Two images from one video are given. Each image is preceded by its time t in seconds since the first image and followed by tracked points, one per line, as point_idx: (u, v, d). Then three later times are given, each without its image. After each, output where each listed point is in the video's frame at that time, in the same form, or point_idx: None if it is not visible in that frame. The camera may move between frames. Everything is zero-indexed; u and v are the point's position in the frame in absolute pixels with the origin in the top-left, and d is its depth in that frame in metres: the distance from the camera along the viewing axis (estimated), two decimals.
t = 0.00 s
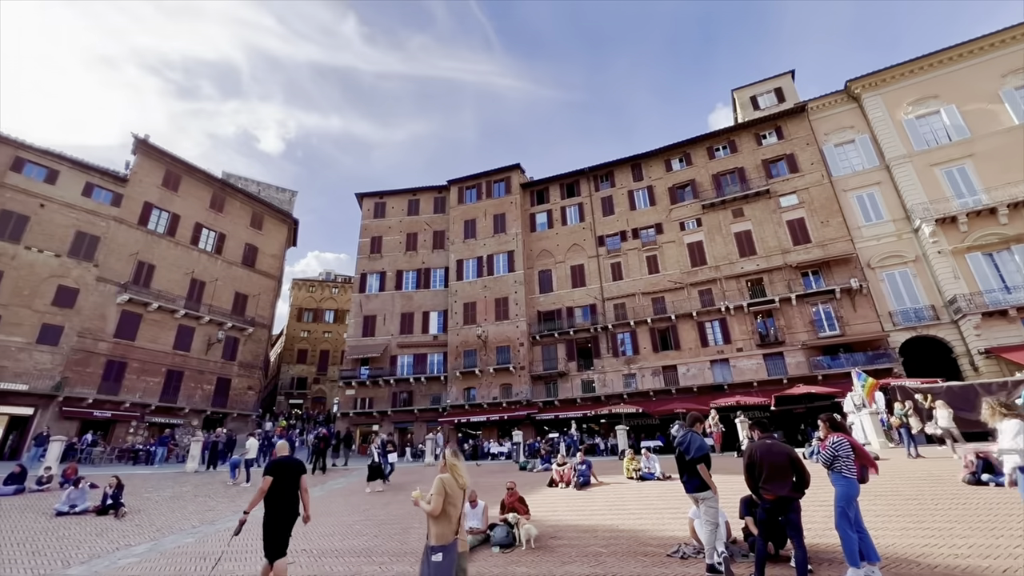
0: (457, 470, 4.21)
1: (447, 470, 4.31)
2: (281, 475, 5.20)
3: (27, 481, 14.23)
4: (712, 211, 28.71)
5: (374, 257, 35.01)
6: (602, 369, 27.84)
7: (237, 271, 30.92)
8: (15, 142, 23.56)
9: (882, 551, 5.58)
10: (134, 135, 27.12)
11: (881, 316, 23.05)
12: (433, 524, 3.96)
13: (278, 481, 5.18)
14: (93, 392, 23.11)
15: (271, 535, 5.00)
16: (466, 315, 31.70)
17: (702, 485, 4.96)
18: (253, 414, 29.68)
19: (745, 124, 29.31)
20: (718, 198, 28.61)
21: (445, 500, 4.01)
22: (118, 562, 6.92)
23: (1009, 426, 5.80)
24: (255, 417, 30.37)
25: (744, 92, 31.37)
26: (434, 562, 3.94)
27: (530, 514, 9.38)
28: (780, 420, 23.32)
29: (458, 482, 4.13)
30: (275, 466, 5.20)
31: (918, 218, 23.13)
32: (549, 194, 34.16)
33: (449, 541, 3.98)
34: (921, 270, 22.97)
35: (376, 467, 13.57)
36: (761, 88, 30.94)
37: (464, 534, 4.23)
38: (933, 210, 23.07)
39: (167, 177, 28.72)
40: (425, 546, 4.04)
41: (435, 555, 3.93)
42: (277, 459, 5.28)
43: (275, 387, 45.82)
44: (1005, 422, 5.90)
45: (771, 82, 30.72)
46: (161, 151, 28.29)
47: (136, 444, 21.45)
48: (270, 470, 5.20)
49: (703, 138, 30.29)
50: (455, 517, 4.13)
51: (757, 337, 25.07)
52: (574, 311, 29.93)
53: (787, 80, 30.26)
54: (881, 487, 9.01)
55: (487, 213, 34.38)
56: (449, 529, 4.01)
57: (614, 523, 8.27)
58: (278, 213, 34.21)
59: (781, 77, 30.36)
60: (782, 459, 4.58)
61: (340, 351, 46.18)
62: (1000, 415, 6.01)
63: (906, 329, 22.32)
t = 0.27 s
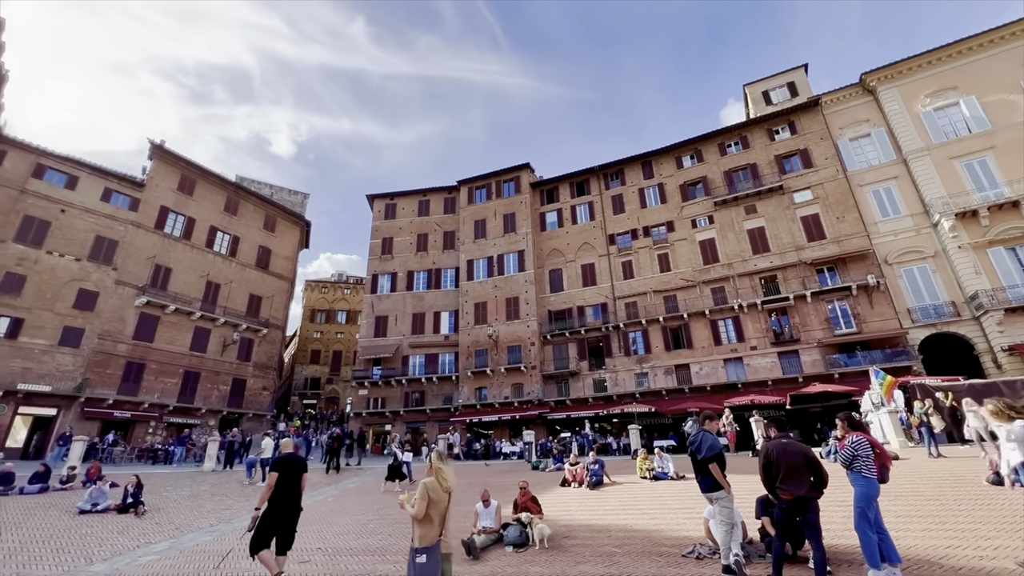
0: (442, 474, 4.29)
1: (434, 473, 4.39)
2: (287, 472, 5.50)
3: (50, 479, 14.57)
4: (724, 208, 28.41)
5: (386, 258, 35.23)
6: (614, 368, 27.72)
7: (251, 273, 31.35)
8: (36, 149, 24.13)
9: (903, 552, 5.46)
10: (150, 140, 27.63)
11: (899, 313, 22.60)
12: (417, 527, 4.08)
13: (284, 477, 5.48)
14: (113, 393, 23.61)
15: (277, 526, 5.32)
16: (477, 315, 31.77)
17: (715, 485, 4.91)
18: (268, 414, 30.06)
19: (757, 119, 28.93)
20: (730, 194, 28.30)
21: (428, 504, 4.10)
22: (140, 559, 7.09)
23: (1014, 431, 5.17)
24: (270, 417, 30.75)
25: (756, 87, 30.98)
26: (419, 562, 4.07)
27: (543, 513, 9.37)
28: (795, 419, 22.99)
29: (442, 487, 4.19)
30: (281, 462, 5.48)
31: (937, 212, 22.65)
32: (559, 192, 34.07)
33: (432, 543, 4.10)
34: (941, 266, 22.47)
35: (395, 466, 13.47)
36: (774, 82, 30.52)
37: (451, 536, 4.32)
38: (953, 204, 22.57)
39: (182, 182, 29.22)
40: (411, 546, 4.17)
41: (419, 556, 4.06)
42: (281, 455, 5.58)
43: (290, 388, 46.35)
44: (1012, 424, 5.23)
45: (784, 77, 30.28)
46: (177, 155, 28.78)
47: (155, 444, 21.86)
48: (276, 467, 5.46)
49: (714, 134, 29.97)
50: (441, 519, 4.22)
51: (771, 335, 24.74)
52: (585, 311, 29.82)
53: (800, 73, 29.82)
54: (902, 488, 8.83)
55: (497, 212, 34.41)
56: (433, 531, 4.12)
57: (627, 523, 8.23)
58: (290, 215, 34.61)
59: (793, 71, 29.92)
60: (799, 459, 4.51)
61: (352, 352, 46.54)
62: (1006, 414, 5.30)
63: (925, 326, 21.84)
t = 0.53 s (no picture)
0: (431, 469, 4.32)
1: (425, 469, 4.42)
2: (289, 473, 5.49)
3: (73, 478, 14.91)
4: (736, 204, 28.09)
5: (397, 259, 35.44)
6: (626, 367, 27.58)
7: (265, 275, 31.77)
8: (56, 156, 24.67)
9: (925, 553, 5.37)
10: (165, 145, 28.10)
11: (918, 309, 22.17)
12: (405, 520, 4.11)
13: (286, 478, 5.49)
14: (132, 393, 24.09)
15: (283, 527, 5.35)
16: (488, 314, 31.81)
17: (728, 484, 4.86)
18: (282, 414, 30.44)
19: (769, 114, 28.57)
20: (742, 191, 27.98)
21: (414, 498, 4.12)
22: (160, 557, 7.21)
23: (1017, 433, 4.20)
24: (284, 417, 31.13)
25: (768, 82, 30.59)
26: (406, 557, 4.09)
27: (557, 513, 9.35)
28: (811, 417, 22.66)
29: (430, 481, 4.22)
30: (283, 464, 5.46)
31: (956, 206, 22.21)
32: (569, 191, 33.96)
33: (420, 537, 4.10)
34: (960, 261, 22.01)
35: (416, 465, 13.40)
36: (786, 77, 30.12)
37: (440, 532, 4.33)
38: (973, 198, 22.11)
39: (197, 186, 29.68)
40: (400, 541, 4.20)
41: (406, 551, 4.07)
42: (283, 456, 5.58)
43: (303, 388, 46.86)
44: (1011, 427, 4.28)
45: (796, 71, 29.86)
46: (192, 160, 29.22)
47: (173, 443, 22.26)
48: (278, 468, 5.46)
49: (725, 130, 29.66)
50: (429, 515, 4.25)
51: (785, 332, 24.42)
52: (596, 310, 29.72)
53: (814, 67, 29.38)
54: (923, 488, 8.65)
55: (507, 212, 34.41)
56: (421, 526, 4.13)
57: (641, 522, 8.17)
58: (302, 217, 34.99)
59: (807, 65, 29.48)
60: (817, 458, 4.45)
61: (365, 352, 46.89)
62: (1009, 413, 4.30)
63: (945, 322, 21.40)
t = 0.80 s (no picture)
0: (423, 471, 4.42)
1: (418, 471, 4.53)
2: (288, 474, 5.59)
3: (94, 478, 15.23)
4: (748, 201, 27.76)
5: (407, 260, 35.61)
6: (638, 366, 27.42)
7: (278, 277, 32.14)
8: (75, 162, 25.20)
9: (948, 555, 5.26)
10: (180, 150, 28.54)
11: (937, 305, 21.71)
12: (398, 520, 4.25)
13: (286, 479, 5.58)
14: (150, 394, 24.53)
15: (284, 525, 5.45)
16: (499, 314, 31.82)
17: (746, 485, 4.80)
18: (296, 414, 30.78)
19: (782, 109, 28.19)
20: (755, 187, 27.63)
21: (406, 500, 4.24)
22: (179, 555, 7.32)
23: (1017, 432, 4.52)
24: (298, 417, 31.48)
25: (780, 76, 30.20)
26: (400, 555, 4.22)
27: (570, 513, 9.34)
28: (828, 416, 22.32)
29: (421, 483, 4.33)
30: (282, 466, 5.58)
31: (976, 199, 21.72)
32: (578, 190, 33.84)
33: (412, 537, 4.24)
34: (981, 255, 21.53)
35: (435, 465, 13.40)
36: (799, 71, 29.70)
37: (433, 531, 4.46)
38: (994, 190, 21.61)
39: (212, 190, 30.13)
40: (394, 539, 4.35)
41: (399, 549, 4.22)
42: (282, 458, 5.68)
43: (316, 388, 47.34)
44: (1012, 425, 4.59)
45: (809, 64, 29.43)
46: (206, 164, 29.65)
47: (190, 443, 22.63)
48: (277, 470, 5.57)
49: (737, 126, 29.33)
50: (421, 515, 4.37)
51: (800, 330, 24.08)
52: (607, 308, 29.57)
53: (827, 60, 28.94)
54: (944, 488, 8.48)
55: (517, 212, 34.39)
56: (412, 526, 4.27)
57: (656, 522, 8.11)
58: (314, 220, 35.34)
59: (820, 58, 29.05)
60: (836, 457, 4.38)
61: (377, 352, 47.21)
62: (1006, 411, 4.64)
63: (966, 318, 20.94)
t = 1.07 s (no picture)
0: (420, 467, 4.37)
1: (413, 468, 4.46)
2: (291, 471, 5.68)
3: (116, 477, 15.54)
4: (761, 197, 27.39)
5: (418, 260, 35.77)
6: (650, 365, 27.23)
7: (291, 279, 32.51)
8: (93, 168, 25.72)
9: (974, 556, 5.14)
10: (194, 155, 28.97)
11: (958, 301, 21.24)
12: (394, 517, 4.13)
13: (290, 475, 5.67)
14: (169, 395, 24.97)
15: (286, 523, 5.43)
16: (510, 314, 31.82)
17: (765, 484, 4.74)
18: (310, 415, 31.11)
19: (795, 103, 27.78)
20: (768, 183, 27.26)
21: (405, 495, 4.14)
22: (198, 553, 7.42)
23: (1020, 431, 4.56)
24: (312, 417, 31.81)
25: (792, 70, 29.76)
26: (394, 553, 4.09)
27: (584, 512, 9.29)
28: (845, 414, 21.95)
29: (419, 479, 4.27)
30: (286, 463, 5.67)
31: (997, 192, 21.21)
32: (589, 188, 33.69)
33: (408, 533, 4.14)
34: (1004, 249, 21.02)
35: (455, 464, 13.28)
36: (812, 64, 29.25)
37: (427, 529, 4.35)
38: (1016, 182, 21.09)
39: (225, 193, 30.56)
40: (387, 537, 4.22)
41: (394, 546, 4.09)
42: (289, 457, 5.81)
43: (330, 389, 47.81)
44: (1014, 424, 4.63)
45: (822, 57, 28.97)
46: (219, 168, 30.06)
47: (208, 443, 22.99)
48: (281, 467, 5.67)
49: (749, 121, 28.97)
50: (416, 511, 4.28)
51: (816, 327, 23.72)
52: (618, 307, 29.40)
53: (840, 53, 28.47)
54: (968, 487, 8.29)
55: (527, 211, 34.35)
56: (409, 522, 4.17)
57: (671, 522, 8.04)
58: (326, 222, 35.69)
59: (833, 51, 28.59)
60: (857, 457, 4.30)
61: (389, 353, 47.51)
62: (1008, 412, 4.68)
63: (988, 314, 20.45)
